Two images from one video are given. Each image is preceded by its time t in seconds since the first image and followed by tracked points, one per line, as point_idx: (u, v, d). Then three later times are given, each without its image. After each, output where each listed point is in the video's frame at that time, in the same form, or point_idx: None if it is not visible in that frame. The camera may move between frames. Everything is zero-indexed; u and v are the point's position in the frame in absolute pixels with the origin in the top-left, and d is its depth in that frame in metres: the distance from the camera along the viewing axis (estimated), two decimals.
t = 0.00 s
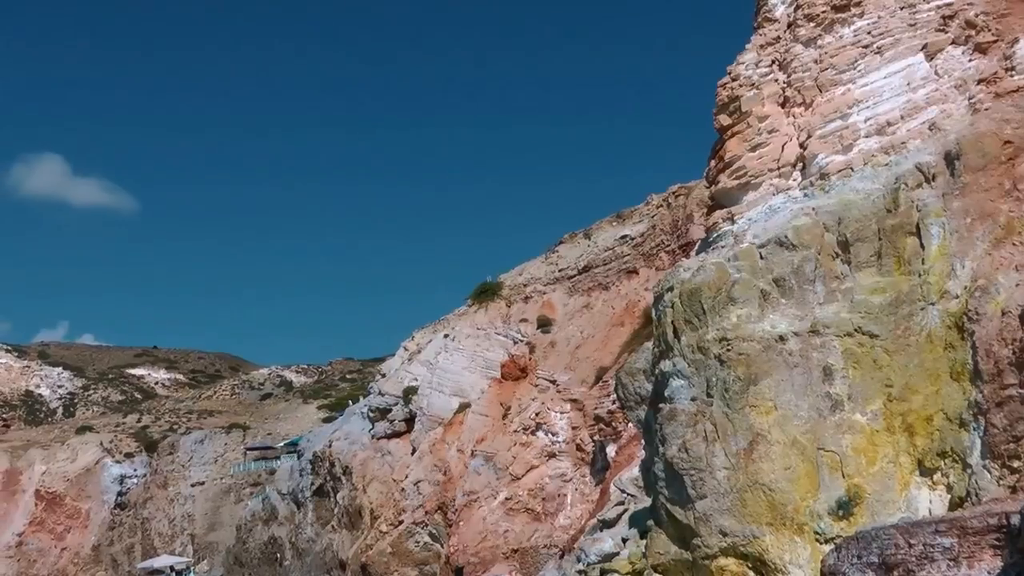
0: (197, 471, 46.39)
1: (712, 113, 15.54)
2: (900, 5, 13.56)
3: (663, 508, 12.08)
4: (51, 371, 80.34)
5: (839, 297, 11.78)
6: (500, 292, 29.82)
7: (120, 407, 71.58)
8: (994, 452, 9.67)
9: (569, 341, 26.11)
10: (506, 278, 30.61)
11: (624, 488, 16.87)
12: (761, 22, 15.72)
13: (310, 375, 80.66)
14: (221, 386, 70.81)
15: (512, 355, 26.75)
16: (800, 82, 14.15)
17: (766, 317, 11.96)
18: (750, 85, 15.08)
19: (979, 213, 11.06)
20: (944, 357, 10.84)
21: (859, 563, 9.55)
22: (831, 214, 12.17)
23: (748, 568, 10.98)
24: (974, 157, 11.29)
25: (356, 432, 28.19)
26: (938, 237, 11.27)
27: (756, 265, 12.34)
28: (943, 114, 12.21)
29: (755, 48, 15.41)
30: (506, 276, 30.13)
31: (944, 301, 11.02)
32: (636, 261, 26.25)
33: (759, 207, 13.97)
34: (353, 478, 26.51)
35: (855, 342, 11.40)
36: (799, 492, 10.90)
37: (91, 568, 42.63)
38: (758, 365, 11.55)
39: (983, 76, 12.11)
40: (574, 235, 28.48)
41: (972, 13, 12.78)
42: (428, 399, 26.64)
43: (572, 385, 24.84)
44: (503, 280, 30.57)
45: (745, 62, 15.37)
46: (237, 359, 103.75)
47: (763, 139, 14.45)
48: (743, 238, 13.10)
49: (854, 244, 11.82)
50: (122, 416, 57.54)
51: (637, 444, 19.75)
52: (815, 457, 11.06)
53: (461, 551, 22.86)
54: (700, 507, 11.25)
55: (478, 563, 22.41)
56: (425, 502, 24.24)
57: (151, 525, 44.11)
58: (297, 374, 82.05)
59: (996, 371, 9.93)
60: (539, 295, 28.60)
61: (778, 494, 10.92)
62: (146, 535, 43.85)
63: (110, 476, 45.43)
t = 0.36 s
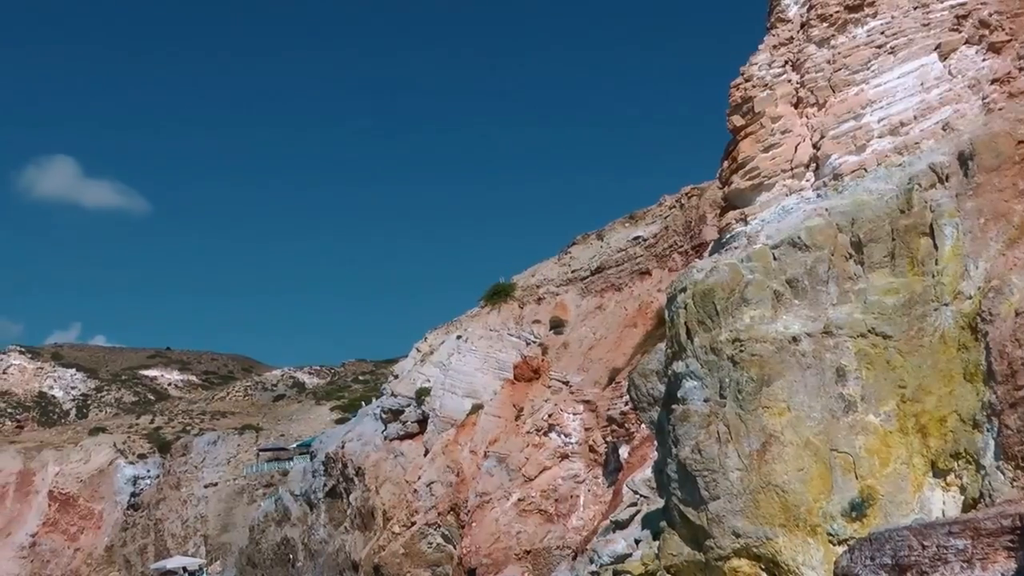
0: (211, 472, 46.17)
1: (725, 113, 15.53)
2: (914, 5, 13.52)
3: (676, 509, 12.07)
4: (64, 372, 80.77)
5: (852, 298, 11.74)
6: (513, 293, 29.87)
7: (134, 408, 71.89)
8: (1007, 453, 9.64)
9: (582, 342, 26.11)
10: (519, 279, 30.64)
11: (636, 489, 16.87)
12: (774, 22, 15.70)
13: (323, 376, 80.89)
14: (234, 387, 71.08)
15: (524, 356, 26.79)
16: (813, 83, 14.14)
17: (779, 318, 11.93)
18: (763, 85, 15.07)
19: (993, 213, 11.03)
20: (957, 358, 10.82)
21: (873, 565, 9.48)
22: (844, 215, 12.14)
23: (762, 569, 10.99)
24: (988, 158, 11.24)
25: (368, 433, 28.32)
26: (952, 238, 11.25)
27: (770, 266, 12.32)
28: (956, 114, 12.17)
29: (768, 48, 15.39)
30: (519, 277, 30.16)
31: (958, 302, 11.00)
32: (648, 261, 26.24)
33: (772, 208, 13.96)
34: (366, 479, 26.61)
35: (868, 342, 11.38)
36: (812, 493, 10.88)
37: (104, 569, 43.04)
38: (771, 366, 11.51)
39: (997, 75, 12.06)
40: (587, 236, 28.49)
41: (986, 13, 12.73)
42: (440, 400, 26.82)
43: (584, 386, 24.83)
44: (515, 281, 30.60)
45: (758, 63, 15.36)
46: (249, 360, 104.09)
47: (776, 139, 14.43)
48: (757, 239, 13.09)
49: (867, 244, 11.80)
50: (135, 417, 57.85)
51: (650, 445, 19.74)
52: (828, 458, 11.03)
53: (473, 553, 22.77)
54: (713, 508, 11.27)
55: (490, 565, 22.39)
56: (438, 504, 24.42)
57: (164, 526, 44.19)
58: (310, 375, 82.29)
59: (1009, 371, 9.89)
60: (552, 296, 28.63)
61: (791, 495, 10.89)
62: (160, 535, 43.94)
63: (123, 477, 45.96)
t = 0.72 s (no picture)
0: (222, 472, 46.32)
1: (737, 113, 15.51)
2: (926, 3, 13.47)
3: (688, 510, 12.05)
4: (77, 371, 81.14)
5: (865, 298, 11.71)
6: (524, 293, 29.91)
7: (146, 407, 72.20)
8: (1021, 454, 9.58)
9: (594, 342, 26.09)
10: (531, 279, 30.66)
11: (648, 489, 16.85)
12: (786, 21, 15.66)
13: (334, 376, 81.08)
14: (245, 387, 71.33)
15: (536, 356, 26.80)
16: (825, 82, 14.09)
17: (791, 318, 11.89)
18: (775, 85, 15.03)
19: (1005, 213, 10.95)
20: (970, 358, 10.75)
21: (885, 565, 9.43)
22: (857, 215, 12.13)
23: (773, 570, 10.96)
24: (1002, 157, 11.16)
25: (380, 433, 28.38)
26: (964, 238, 11.20)
27: (781, 266, 12.28)
28: (969, 113, 12.11)
29: (780, 48, 15.36)
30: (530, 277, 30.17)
31: (971, 302, 10.94)
32: (660, 261, 26.20)
33: (783, 207, 13.92)
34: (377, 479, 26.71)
35: (881, 343, 11.37)
36: (824, 494, 10.85)
37: (117, 568, 43.17)
38: (783, 366, 11.47)
39: (1010, 74, 12.00)
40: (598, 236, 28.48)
41: (999, 12, 12.67)
42: (452, 400, 26.86)
43: (596, 386, 24.81)
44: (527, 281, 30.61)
45: (770, 62, 15.32)
46: (260, 359, 104.38)
47: (788, 139, 14.38)
48: (768, 239, 13.06)
49: (879, 244, 11.78)
50: (148, 417, 58.08)
51: (661, 445, 19.72)
52: (840, 458, 10.99)
53: (484, 553, 22.93)
54: (725, 509, 11.26)
55: (501, 565, 22.51)
56: (449, 504, 24.48)
57: (175, 525, 44.35)
58: (322, 374, 82.49)
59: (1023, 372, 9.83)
60: (563, 296, 28.61)
61: (803, 495, 10.86)
62: (171, 534, 44.10)
63: (135, 476, 46.22)
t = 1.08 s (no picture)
0: (235, 469, 46.37)
1: (750, 111, 15.47)
2: (940, 2, 13.45)
3: (700, 508, 12.03)
4: (90, 369, 81.53)
5: (878, 297, 11.70)
6: (537, 292, 29.93)
7: (158, 404, 72.52)
8: None
9: (606, 340, 26.06)
10: (543, 277, 30.68)
11: (660, 488, 16.84)
12: (799, 19, 15.62)
13: (347, 374, 81.33)
14: (258, 384, 71.60)
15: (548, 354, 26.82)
16: (838, 81, 14.06)
17: (804, 317, 11.88)
18: (788, 83, 14.99)
19: (1020, 212, 10.90)
20: (983, 358, 10.72)
21: (898, 565, 9.41)
22: (870, 213, 12.11)
23: (785, 570, 10.91)
24: (1017, 156, 11.11)
25: (392, 431, 28.43)
26: (978, 237, 11.17)
27: (794, 264, 12.26)
28: (983, 111, 12.06)
29: (793, 46, 15.32)
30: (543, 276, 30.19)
31: (983, 302, 10.91)
32: (673, 260, 26.16)
33: (797, 206, 13.89)
34: (390, 477, 26.80)
35: (894, 342, 11.35)
36: (836, 493, 10.82)
37: (129, 565, 43.08)
38: (796, 365, 11.45)
39: None
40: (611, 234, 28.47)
41: (1013, 10, 12.66)
42: (464, 397, 26.85)
43: (608, 384, 24.80)
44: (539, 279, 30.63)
45: (783, 61, 15.28)
46: (272, 357, 104.76)
47: (801, 137, 14.35)
48: (781, 238, 13.03)
49: (893, 243, 11.75)
50: (161, 414, 58.35)
51: (674, 443, 19.74)
52: (852, 458, 10.97)
53: (496, 550, 22.89)
54: (737, 507, 11.19)
55: (514, 563, 22.51)
56: (461, 502, 24.54)
57: (188, 522, 44.54)
58: (334, 372, 82.72)
59: None
60: (576, 294, 28.59)
61: (815, 494, 10.83)
62: (184, 531, 44.33)
63: (148, 473, 46.65)
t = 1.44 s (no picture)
0: (251, 464, 47.29)
1: (767, 106, 15.42)
2: None
3: (716, 504, 12.03)
4: (106, 362, 82.00)
5: (895, 293, 11.63)
6: (553, 287, 29.94)
7: (176, 399, 72.93)
8: None
9: (622, 336, 26.03)
10: (559, 273, 30.68)
11: (676, 484, 16.85)
12: (817, 14, 15.55)
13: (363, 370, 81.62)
14: (275, 379, 71.96)
15: (565, 350, 26.82)
16: (855, 76, 14.00)
17: (821, 313, 11.83)
18: (805, 78, 14.92)
19: None
20: (1001, 355, 10.67)
21: (915, 563, 9.23)
22: (887, 210, 12.07)
23: (801, 566, 10.93)
24: None
25: (409, 426, 28.49)
26: (996, 233, 11.06)
27: (812, 260, 12.28)
28: (1002, 106, 11.96)
29: (811, 41, 15.26)
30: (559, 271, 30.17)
31: (1002, 298, 10.81)
32: (689, 256, 26.10)
33: (814, 201, 13.81)
34: (406, 471, 26.93)
35: (911, 339, 11.26)
36: (852, 490, 10.77)
37: (146, 557, 43.46)
38: (813, 361, 11.42)
39: None
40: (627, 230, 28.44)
41: None
42: (480, 393, 26.94)
43: (625, 380, 24.79)
44: (556, 275, 30.64)
45: (801, 56, 15.22)
46: (289, 352, 105.23)
47: (819, 133, 14.30)
48: (799, 234, 13.02)
49: (910, 239, 11.71)
50: (178, 408, 58.72)
51: (690, 439, 19.76)
52: (869, 455, 10.94)
53: (512, 546, 23.03)
54: (754, 504, 11.23)
55: (529, 558, 22.65)
56: (477, 497, 24.62)
57: (205, 515, 45.23)
58: (350, 367, 83.02)
59: None
60: (592, 289, 28.60)
61: (831, 491, 10.79)
62: (201, 525, 44.93)
63: (165, 467, 46.97)
